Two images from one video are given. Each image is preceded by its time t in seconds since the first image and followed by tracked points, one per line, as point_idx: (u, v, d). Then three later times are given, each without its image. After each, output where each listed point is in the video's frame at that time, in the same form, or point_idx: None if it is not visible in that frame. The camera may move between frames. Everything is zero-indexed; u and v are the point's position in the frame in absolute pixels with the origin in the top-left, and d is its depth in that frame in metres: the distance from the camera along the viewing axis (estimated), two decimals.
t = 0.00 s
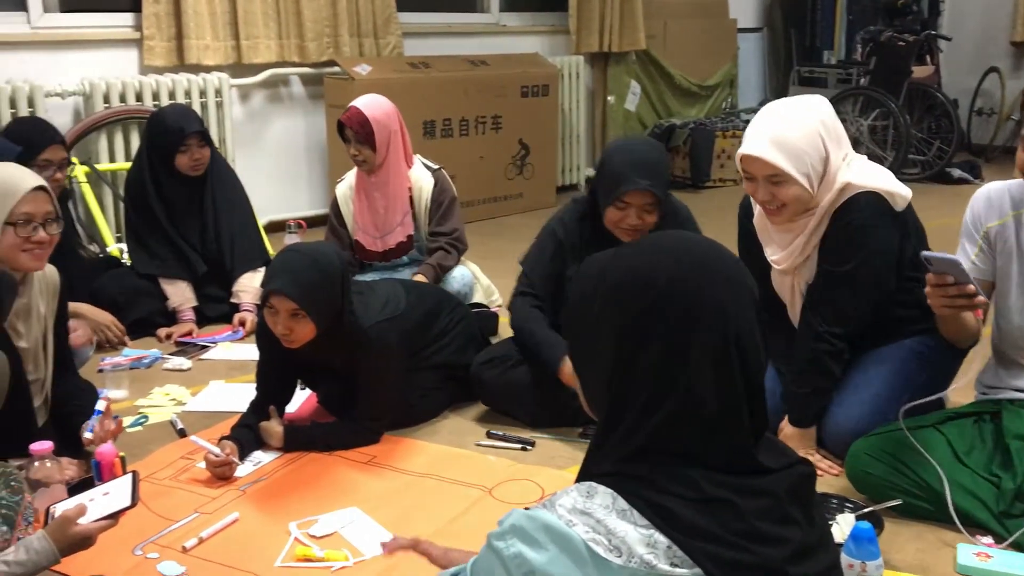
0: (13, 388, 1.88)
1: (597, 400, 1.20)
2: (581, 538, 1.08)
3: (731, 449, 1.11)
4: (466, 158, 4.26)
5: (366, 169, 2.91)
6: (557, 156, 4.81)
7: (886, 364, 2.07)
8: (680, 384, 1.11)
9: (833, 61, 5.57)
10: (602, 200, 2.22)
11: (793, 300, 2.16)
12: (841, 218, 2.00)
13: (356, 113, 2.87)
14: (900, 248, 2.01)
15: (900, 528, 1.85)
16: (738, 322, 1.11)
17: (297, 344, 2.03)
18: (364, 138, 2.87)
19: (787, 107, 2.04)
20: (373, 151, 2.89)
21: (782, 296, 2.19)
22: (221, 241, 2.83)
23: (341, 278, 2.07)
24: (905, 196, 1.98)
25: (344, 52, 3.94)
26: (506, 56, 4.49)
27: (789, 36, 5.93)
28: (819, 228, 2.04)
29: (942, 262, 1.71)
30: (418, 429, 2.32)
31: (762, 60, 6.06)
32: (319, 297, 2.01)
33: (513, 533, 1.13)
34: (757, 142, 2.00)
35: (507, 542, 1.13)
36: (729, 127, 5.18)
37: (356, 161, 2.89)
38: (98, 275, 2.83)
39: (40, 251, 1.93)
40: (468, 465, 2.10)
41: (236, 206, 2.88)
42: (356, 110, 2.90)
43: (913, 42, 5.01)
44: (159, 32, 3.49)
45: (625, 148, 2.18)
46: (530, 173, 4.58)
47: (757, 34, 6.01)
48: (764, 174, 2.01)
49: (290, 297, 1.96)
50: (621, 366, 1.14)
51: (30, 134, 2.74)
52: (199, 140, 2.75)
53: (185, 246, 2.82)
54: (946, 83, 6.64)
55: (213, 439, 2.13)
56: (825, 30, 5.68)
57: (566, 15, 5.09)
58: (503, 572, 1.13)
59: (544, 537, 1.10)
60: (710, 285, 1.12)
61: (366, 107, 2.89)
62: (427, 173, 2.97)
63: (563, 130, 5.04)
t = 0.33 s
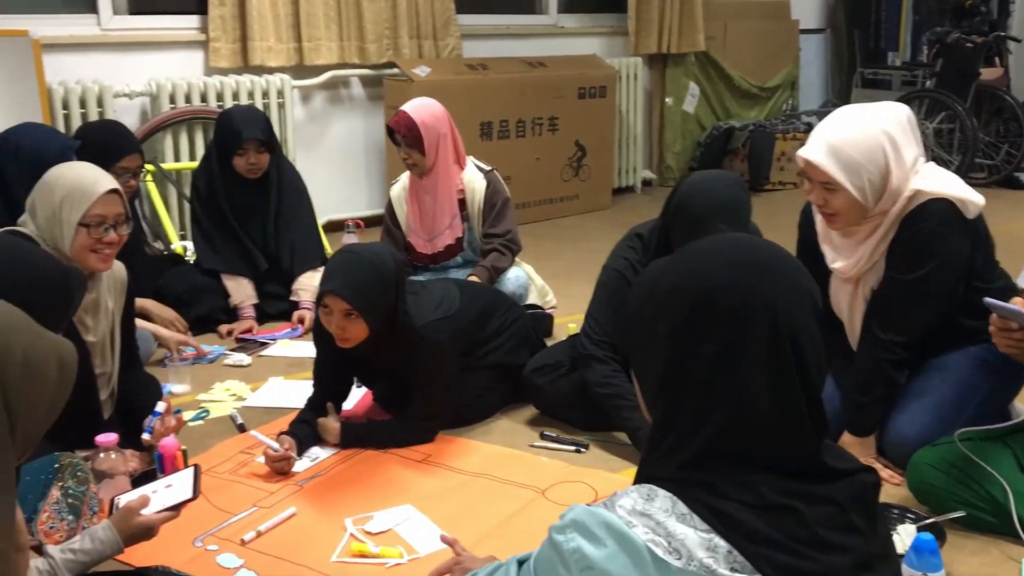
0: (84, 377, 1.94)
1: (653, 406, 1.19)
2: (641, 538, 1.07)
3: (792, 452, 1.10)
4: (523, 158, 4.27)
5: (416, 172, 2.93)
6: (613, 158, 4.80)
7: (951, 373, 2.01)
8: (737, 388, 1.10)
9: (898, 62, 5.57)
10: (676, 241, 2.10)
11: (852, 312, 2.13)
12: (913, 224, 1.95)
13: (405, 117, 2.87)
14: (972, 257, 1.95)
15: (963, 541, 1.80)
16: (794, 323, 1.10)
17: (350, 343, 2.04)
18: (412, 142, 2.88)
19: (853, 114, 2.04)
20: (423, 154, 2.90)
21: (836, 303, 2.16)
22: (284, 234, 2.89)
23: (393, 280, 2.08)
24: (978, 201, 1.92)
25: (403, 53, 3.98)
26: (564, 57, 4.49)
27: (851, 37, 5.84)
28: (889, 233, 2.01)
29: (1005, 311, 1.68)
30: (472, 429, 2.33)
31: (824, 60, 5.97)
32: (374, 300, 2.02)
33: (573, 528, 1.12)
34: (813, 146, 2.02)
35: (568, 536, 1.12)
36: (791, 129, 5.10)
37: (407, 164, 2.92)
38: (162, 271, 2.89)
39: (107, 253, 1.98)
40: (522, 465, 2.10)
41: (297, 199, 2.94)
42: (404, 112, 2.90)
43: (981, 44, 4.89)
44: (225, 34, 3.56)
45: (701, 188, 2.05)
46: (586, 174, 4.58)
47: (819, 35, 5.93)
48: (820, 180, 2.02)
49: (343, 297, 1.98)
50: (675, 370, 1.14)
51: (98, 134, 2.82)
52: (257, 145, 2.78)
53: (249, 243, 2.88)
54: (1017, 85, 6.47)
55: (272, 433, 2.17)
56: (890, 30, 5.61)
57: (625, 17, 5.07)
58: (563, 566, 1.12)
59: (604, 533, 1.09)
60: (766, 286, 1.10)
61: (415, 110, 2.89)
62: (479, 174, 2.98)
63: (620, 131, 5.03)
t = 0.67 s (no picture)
0: (150, 373, 1.97)
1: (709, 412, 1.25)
2: (693, 542, 1.13)
3: (842, 453, 1.14)
4: (582, 159, 4.27)
5: (475, 172, 2.94)
6: (674, 159, 4.77)
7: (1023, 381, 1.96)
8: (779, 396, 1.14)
9: (970, 62, 5.42)
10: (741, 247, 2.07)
11: (918, 321, 2.10)
12: (984, 228, 1.91)
13: (464, 117, 2.88)
14: None
15: None
16: (835, 327, 1.12)
17: (408, 339, 2.06)
18: (472, 142, 2.89)
19: (905, 127, 1.99)
20: (481, 154, 2.90)
21: (902, 308, 2.13)
22: (348, 234, 2.95)
23: (453, 280, 2.09)
24: None
25: (465, 54, 4.00)
26: (626, 58, 4.47)
27: (922, 38, 5.70)
28: (958, 238, 1.96)
29: None
30: (530, 428, 2.34)
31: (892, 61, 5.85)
32: (432, 299, 2.03)
33: (624, 536, 1.19)
34: (867, 169, 1.99)
35: (618, 544, 1.18)
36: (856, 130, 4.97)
37: (467, 164, 2.93)
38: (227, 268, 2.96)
39: (177, 251, 2.02)
40: (580, 466, 2.10)
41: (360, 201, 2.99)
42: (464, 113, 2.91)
43: None
44: (291, 35, 3.62)
45: (765, 196, 2.02)
46: (647, 176, 4.56)
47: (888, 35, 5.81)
48: (884, 202, 1.97)
49: (402, 295, 1.99)
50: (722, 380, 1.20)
51: (168, 134, 2.88)
52: (307, 152, 2.81)
53: (313, 240, 2.91)
54: None
55: (333, 428, 2.20)
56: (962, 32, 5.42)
57: (688, 16, 5.03)
58: (614, 572, 1.18)
59: (654, 540, 1.15)
60: (801, 294, 1.13)
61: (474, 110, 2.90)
62: (539, 174, 2.96)
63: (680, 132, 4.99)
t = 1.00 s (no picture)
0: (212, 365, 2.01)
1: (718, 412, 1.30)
2: (707, 538, 1.17)
3: (846, 438, 1.17)
4: (638, 158, 4.24)
5: (531, 168, 2.95)
6: (731, 158, 4.72)
7: None
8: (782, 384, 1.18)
9: None
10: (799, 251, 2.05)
11: (981, 323, 2.02)
12: None
13: (525, 111, 2.90)
14: None
15: None
16: (830, 313, 1.17)
17: (464, 336, 2.06)
18: (530, 137, 2.90)
19: (963, 130, 1.95)
20: (538, 150, 2.91)
21: (964, 313, 2.07)
22: (403, 232, 2.98)
23: (508, 279, 2.10)
24: None
25: (522, 52, 4.01)
26: (684, 56, 4.43)
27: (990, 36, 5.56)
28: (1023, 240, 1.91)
29: None
30: (583, 427, 2.33)
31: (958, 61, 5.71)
32: (485, 295, 2.04)
33: (639, 547, 1.20)
34: (926, 175, 1.94)
35: (633, 556, 1.20)
36: (921, 130, 4.89)
37: (523, 160, 2.94)
38: (285, 264, 3.00)
39: (241, 248, 2.07)
40: (633, 467, 2.09)
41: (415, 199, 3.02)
42: (525, 107, 2.93)
43: None
44: (350, 34, 3.65)
45: (828, 198, 2.00)
46: (703, 175, 4.52)
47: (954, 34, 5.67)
48: (944, 207, 1.93)
49: (455, 292, 2.00)
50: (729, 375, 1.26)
51: (229, 131, 2.94)
52: (358, 145, 2.83)
53: (368, 235, 2.94)
54: None
55: (388, 424, 2.23)
56: None
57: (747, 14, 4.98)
58: None
59: (672, 543, 1.18)
60: (795, 283, 1.19)
61: (535, 106, 2.92)
62: (595, 174, 2.95)
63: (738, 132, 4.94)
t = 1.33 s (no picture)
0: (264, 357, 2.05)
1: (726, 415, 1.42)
2: (721, 512, 1.27)
3: (835, 413, 1.27)
4: (690, 156, 4.21)
5: (575, 164, 2.95)
6: (785, 156, 4.66)
7: None
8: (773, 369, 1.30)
9: None
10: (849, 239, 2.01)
11: None
12: None
13: (571, 106, 2.91)
14: None
15: None
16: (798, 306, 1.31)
17: (513, 335, 2.07)
18: (576, 131, 2.90)
19: None
20: (582, 146, 2.91)
21: None
22: (453, 229, 2.99)
23: (559, 276, 2.09)
24: None
25: (574, 49, 4.00)
26: (738, 52, 4.38)
27: None
28: None
29: None
30: (631, 426, 2.32)
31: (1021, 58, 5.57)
32: (536, 294, 2.03)
33: (662, 527, 1.32)
34: (984, 175, 1.91)
35: (659, 537, 1.32)
36: (981, 129, 4.79)
37: (568, 156, 2.94)
38: (336, 259, 3.03)
39: (294, 243, 2.10)
40: (680, 466, 2.08)
41: (464, 196, 3.03)
42: (571, 103, 2.94)
43: None
44: (404, 31, 3.67)
45: (888, 183, 1.95)
46: (756, 173, 4.47)
47: (1017, 30, 5.53)
48: (1003, 209, 1.88)
49: (507, 291, 2.00)
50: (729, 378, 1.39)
51: (284, 128, 2.98)
52: (410, 140, 2.86)
53: (418, 231, 2.96)
54: None
55: (437, 419, 2.24)
56: None
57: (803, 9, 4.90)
58: (663, 562, 1.31)
59: (690, 521, 1.29)
60: (769, 279, 1.33)
61: (581, 102, 2.93)
62: (639, 171, 2.94)
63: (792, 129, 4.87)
